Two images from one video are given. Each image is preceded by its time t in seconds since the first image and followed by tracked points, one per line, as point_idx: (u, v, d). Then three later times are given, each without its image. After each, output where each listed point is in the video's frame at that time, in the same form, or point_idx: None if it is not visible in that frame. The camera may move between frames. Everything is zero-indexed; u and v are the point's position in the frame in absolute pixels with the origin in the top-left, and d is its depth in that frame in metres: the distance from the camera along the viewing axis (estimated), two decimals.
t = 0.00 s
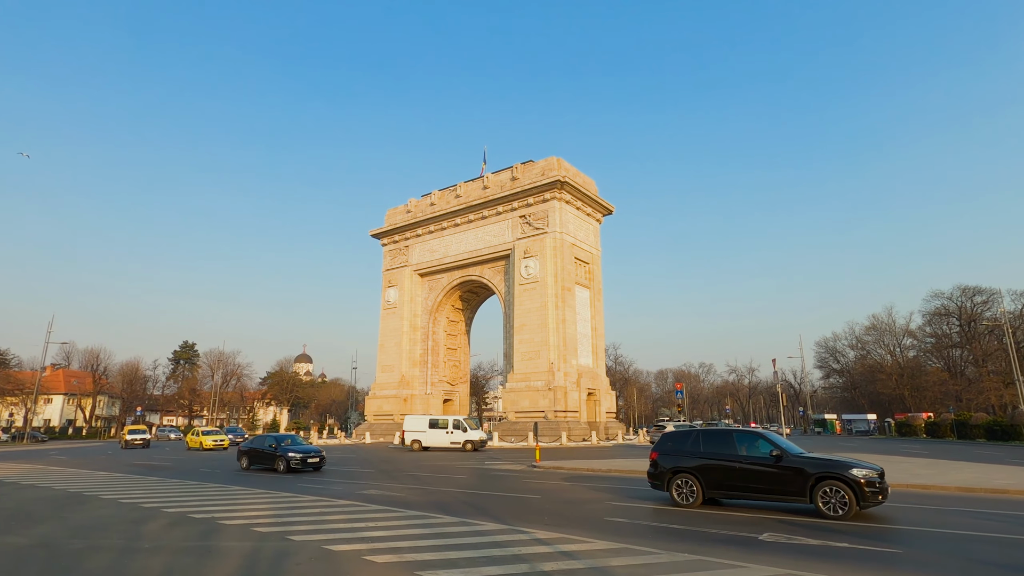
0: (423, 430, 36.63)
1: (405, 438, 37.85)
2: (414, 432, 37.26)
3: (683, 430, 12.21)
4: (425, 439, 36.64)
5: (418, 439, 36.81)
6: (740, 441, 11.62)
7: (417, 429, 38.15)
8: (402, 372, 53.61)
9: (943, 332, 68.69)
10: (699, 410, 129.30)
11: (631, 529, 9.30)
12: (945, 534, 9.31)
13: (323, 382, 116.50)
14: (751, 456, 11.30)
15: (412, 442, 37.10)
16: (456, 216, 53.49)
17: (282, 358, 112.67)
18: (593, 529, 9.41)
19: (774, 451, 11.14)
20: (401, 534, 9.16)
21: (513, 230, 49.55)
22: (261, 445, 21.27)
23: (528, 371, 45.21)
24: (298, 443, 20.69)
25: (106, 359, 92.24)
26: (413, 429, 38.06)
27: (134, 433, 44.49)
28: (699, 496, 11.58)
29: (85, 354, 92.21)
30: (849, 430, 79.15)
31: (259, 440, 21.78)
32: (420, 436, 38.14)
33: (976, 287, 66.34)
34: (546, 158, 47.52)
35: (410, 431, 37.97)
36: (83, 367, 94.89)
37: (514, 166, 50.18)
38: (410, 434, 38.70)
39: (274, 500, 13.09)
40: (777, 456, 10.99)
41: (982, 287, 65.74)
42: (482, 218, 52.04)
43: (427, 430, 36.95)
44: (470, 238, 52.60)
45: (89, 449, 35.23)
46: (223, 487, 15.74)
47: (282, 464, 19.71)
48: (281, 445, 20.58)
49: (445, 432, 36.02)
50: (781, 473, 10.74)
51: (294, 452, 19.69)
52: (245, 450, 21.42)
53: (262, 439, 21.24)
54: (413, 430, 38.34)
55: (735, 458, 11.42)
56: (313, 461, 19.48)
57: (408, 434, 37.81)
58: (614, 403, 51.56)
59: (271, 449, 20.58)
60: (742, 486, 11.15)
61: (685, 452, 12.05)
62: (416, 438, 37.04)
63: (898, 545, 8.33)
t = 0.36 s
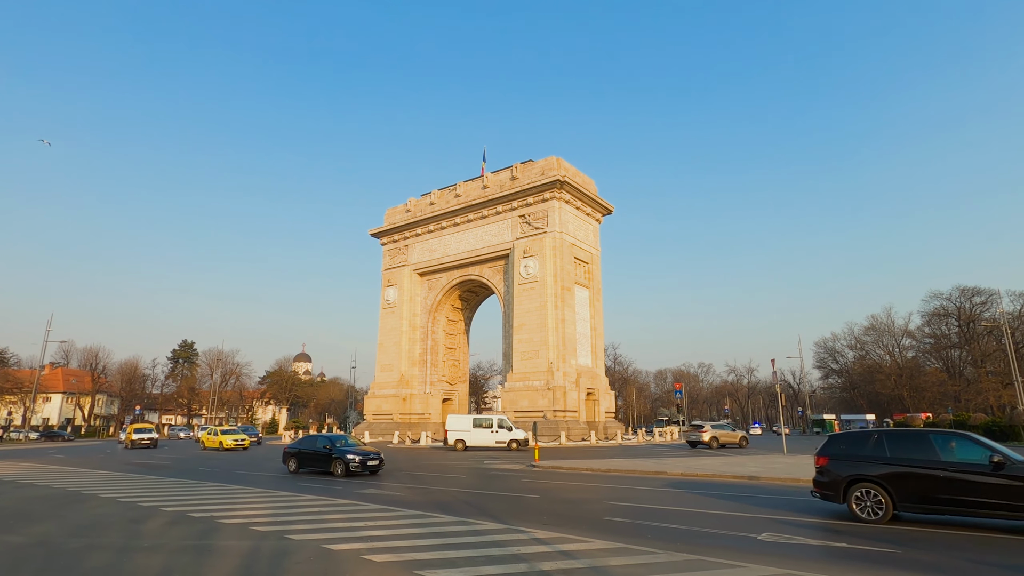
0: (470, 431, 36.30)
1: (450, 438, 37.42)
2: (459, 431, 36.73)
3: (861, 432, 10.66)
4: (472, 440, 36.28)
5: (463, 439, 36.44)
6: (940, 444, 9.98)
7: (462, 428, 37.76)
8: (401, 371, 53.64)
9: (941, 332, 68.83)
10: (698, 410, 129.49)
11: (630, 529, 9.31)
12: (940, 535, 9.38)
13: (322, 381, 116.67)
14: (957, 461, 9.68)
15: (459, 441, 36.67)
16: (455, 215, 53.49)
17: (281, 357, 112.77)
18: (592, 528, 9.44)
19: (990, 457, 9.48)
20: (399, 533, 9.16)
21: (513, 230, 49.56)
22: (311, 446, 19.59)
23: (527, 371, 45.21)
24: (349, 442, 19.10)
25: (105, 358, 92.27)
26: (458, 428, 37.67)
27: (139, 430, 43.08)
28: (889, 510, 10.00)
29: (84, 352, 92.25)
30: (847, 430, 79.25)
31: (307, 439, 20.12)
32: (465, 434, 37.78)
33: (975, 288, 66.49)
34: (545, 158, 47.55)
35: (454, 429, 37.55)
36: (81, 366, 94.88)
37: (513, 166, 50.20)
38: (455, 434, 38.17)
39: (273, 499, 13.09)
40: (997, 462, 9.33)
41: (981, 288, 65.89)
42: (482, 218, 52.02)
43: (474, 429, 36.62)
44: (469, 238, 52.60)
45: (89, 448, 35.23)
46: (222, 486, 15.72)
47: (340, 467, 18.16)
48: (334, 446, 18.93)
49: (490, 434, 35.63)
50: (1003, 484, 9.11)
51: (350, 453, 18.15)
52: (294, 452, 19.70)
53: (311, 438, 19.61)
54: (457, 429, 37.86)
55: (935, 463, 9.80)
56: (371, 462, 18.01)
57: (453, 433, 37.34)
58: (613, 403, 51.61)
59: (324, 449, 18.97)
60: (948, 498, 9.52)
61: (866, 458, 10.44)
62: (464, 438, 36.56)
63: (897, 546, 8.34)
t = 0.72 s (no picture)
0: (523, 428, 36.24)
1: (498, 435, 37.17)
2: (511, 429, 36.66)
3: None
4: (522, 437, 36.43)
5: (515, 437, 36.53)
6: None
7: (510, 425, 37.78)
8: (405, 369, 53.75)
9: (946, 331, 68.50)
10: (701, 408, 129.35)
11: (633, 527, 9.30)
12: (945, 534, 9.36)
13: (326, 379, 117.05)
14: None
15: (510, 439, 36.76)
16: (459, 213, 53.49)
17: (285, 355, 113.15)
18: (595, 526, 9.44)
19: None
20: (403, 530, 9.19)
21: (516, 228, 49.56)
22: (378, 446, 17.86)
23: (530, 369, 45.25)
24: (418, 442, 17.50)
25: (109, 355, 92.74)
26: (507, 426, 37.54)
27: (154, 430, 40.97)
28: None
29: (89, 350, 92.74)
30: (851, 428, 79.01)
31: (371, 438, 18.40)
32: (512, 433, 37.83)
33: (980, 286, 66.13)
34: (549, 156, 47.51)
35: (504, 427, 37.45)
36: (86, 363, 95.30)
37: (516, 164, 50.22)
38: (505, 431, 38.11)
39: (277, 496, 13.13)
40: None
41: (987, 287, 65.51)
42: (485, 216, 52.01)
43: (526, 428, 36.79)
44: (473, 236, 52.62)
45: (95, 445, 35.42)
46: (226, 483, 15.79)
47: (414, 469, 16.55)
48: (406, 446, 17.26)
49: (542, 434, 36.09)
50: None
51: (425, 454, 16.57)
52: (358, 452, 17.99)
53: (377, 437, 17.93)
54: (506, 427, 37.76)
55: None
56: (446, 465, 16.50)
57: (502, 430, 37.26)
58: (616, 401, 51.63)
59: (393, 449, 17.30)
60: None
61: None
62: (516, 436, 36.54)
63: (901, 545, 8.33)
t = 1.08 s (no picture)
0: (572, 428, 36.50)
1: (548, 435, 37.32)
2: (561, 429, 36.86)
3: None
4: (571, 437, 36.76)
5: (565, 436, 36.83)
6: None
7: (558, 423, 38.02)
8: (410, 367, 53.89)
9: (955, 329, 67.95)
10: (707, 407, 129.05)
11: (638, 525, 9.30)
12: (955, 534, 9.31)
13: (331, 377, 117.52)
14: None
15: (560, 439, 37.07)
16: (464, 211, 53.51)
17: (291, 353, 113.69)
18: (601, 524, 9.42)
19: None
20: (409, 528, 9.22)
21: (521, 226, 49.52)
22: (462, 448, 16.13)
23: (536, 367, 45.27)
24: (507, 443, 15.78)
25: (117, 353, 93.34)
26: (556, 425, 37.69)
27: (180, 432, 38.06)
28: None
29: (97, 347, 93.43)
30: (858, 428, 78.60)
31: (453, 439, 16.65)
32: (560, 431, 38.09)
33: (989, 285, 65.55)
34: (554, 154, 47.45)
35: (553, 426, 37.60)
36: (94, 360, 95.93)
37: (522, 162, 50.21)
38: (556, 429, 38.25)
39: (284, 493, 13.19)
40: None
41: (996, 285, 64.95)
42: (490, 214, 51.99)
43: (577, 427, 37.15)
44: (478, 234, 52.63)
45: (104, 442, 35.70)
46: (234, 480, 15.86)
47: (508, 473, 14.79)
48: (495, 448, 15.54)
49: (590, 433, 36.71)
50: None
51: (520, 456, 14.86)
52: (441, 453, 16.24)
53: (462, 438, 16.18)
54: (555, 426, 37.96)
55: None
56: (543, 469, 14.81)
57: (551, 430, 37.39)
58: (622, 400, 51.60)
59: (482, 451, 15.58)
60: None
61: None
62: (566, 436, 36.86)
63: (909, 544, 8.30)
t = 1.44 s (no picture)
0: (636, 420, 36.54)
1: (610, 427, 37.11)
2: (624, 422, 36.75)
3: None
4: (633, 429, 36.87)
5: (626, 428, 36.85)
6: None
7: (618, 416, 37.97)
8: (427, 362, 54.18)
9: (980, 321, 66.29)
10: (725, 401, 128.17)
11: (658, 518, 9.27)
12: (984, 526, 9.15)
13: (349, 371, 118.78)
14: None
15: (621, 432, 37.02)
16: (479, 206, 53.56)
17: (310, 348, 115.07)
18: (620, 518, 9.40)
19: None
20: (429, 520, 9.30)
21: (537, 220, 49.48)
22: (575, 447, 14.06)
23: (552, 361, 45.28)
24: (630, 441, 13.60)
25: (141, 349, 95.25)
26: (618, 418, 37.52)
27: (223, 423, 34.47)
28: None
29: (122, 344, 95.39)
30: (879, 421, 77.44)
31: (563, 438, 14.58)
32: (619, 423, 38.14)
33: (1016, 275, 63.74)
34: (569, 147, 47.24)
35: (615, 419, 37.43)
36: (119, 356, 97.98)
37: (537, 155, 50.08)
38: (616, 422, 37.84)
39: (306, 486, 13.38)
40: None
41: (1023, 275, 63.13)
42: (506, 208, 51.97)
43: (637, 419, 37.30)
44: (493, 228, 52.66)
45: (130, 435, 36.47)
46: (256, 473, 16.10)
47: (638, 475, 12.57)
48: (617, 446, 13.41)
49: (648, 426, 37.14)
50: None
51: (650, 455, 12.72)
52: (552, 453, 14.19)
53: (576, 436, 14.09)
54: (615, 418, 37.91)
55: None
56: (677, 470, 12.64)
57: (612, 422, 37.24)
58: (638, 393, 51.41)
59: (603, 451, 13.47)
60: None
61: None
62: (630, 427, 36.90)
63: (936, 538, 8.16)
